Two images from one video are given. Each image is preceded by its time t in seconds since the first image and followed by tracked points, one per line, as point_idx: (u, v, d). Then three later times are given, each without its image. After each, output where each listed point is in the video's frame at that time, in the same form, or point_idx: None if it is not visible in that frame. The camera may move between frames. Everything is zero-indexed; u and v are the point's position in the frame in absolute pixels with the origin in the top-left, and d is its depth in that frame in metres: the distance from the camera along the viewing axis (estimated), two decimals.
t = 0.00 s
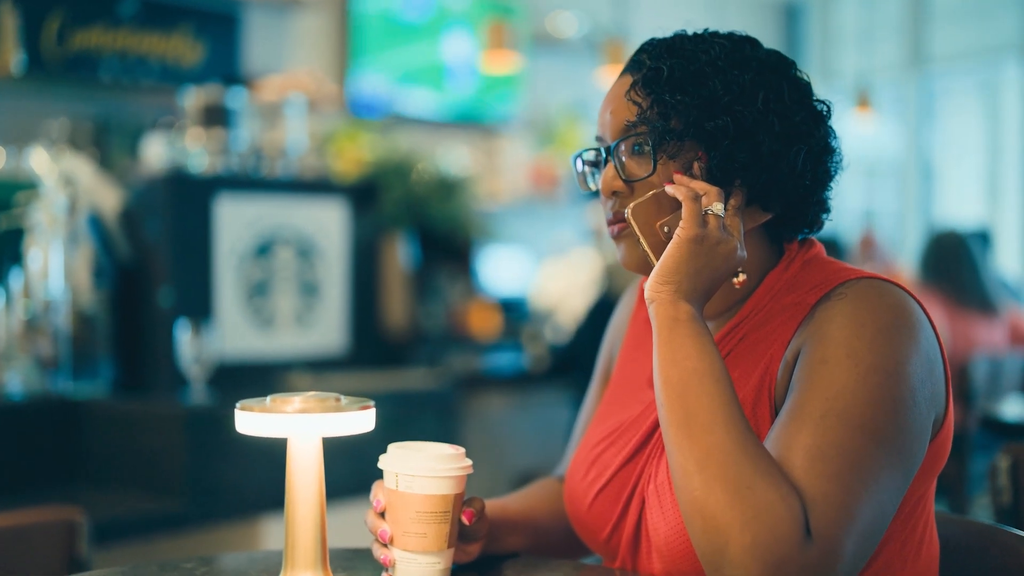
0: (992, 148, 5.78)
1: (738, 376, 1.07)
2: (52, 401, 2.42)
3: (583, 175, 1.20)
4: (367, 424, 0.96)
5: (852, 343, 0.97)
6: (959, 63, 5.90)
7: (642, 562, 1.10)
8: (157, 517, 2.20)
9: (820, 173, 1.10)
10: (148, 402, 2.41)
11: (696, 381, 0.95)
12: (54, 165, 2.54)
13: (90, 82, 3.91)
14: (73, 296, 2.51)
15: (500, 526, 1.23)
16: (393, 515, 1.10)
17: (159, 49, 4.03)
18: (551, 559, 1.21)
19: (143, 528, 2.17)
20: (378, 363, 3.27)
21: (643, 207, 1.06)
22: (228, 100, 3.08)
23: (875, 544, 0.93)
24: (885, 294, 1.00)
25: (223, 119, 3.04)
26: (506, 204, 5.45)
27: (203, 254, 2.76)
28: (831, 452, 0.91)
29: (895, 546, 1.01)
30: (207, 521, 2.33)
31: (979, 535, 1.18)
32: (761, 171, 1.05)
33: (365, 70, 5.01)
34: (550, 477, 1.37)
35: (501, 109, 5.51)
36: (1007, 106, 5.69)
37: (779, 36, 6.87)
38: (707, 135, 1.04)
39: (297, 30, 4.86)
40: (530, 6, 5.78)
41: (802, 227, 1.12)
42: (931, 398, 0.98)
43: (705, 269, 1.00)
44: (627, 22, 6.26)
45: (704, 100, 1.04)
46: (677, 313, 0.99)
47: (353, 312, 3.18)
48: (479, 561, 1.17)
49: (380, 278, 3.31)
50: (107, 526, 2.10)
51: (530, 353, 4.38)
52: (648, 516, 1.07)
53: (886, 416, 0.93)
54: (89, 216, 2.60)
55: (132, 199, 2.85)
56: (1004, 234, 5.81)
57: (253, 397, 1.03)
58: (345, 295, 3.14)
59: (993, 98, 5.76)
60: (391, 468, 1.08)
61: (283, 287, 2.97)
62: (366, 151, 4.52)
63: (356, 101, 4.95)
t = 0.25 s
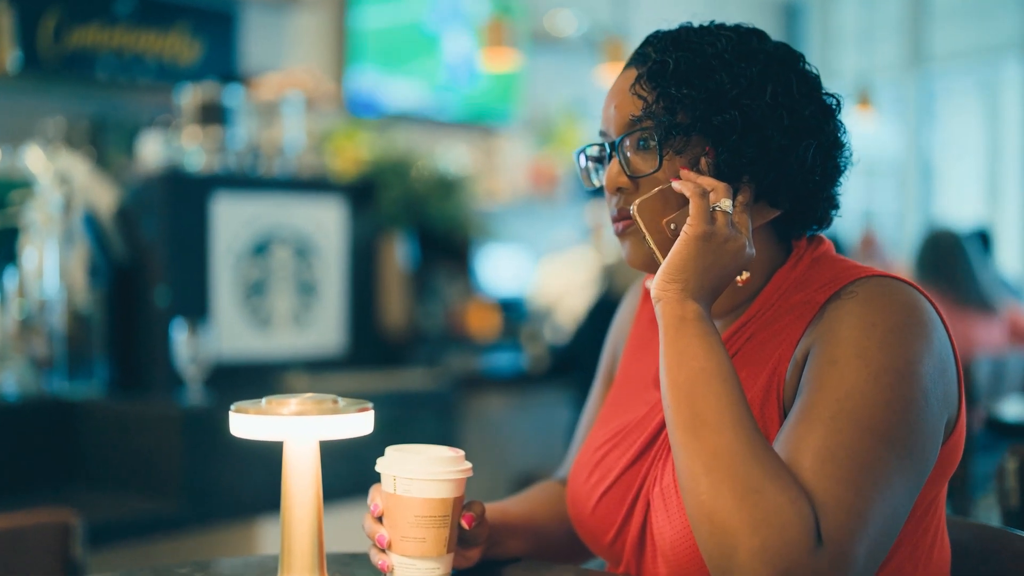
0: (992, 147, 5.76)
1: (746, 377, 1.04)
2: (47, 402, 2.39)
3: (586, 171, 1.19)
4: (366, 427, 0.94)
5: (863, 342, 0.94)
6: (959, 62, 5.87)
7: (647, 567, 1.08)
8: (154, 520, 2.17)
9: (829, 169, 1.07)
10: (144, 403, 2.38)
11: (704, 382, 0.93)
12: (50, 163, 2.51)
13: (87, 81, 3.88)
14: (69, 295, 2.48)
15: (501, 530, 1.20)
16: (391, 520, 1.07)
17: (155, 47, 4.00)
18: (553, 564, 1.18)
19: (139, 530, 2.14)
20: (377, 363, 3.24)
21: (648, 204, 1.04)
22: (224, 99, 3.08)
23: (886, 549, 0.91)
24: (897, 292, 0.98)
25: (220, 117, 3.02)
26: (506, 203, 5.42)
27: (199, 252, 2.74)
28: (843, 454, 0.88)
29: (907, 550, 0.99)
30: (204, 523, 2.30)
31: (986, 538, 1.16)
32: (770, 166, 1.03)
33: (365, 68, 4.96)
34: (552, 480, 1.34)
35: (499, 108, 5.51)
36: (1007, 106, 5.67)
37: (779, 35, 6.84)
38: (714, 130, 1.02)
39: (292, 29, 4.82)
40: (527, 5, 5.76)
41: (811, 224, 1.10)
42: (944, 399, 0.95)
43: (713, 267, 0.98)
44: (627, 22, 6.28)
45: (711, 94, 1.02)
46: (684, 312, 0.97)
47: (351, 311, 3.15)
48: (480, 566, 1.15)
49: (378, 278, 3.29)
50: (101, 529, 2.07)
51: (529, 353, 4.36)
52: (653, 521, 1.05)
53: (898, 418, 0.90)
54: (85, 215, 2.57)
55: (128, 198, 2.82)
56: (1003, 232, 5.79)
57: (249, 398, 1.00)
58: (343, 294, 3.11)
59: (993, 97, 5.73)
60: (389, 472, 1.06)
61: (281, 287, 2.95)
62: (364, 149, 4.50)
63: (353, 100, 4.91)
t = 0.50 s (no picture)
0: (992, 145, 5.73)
1: (756, 376, 1.02)
2: (41, 403, 2.37)
3: (593, 165, 1.16)
4: (364, 428, 0.91)
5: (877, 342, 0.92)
6: (958, 60, 5.85)
7: (653, 570, 1.05)
8: (151, 520, 2.15)
9: (841, 162, 1.06)
10: (140, 402, 2.36)
11: (714, 381, 0.90)
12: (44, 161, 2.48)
13: (84, 79, 3.86)
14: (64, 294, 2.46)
15: (501, 534, 1.18)
16: (389, 523, 1.05)
17: (152, 45, 3.97)
18: (555, 568, 1.16)
19: (134, 532, 2.11)
20: (375, 362, 3.21)
21: (657, 198, 1.01)
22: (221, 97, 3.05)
23: (899, 553, 0.89)
24: (911, 291, 0.95)
25: (217, 115, 2.99)
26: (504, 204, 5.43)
27: (196, 251, 2.71)
28: (856, 456, 0.86)
29: (919, 555, 0.97)
30: (200, 525, 2.27)
31: (994, 538, 1.17)
32: (782, 160, 1.01)
33: (362, 67, 4.98)
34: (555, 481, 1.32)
35: (496, 107, 5.51)
36: (1007, 105, 5.65)
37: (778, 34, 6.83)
38: (725, 123, 1.00)
39: (292, 26, 4.79)
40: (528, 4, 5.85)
41: (822, 219, 1.08)
42: (959, 401, 0.93)
43: (724, 263, 0.95)
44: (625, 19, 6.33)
45: (721, 86, 1.00)
46: (694, 309, 0.95)
47: (350, 310, 3.13)
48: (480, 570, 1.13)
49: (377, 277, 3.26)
50: (95, 531, 2.05)
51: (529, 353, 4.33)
52: (659, 522, 1.02)
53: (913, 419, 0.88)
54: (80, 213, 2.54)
55: (124, 196, 2.79)
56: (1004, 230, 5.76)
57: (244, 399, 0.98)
58: (341, 293, 3.09)
59: (993, 96, 5.71)
60: (386, 474, 1.03)
61: (278, 286, 2.92)
62: (362, 147, 4.49)
63: (351, 99, 4.90)
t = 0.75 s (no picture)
0: (991, 144, 5.70)
1: (765, 375, 1.00)
2: (36, 403, 2.34)
3: (597, 160, 1.15)
4: (362, 430, 0.88)
5: (889, 342, 0.89)
6: (958, 59, 5.82)
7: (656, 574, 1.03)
8: (149, 520, 2.12)
9: (853, 160, 1.03)
10: (137, 402, 2.34)
11: (723, 381, 0.88)
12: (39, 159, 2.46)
13: (80, 77, 3.83)
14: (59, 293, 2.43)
15: (501, 538, 1.16)
16: (388, 527, 1.03)
17: (149, 43, 3.95)
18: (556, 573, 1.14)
19: (131, 535, 2.08)
20: (374, 361, 3.19)
21: (667, 194, 0.99)
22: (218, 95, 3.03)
23: (909, 559, 0.86)
24: (923, 292, 0.93)
25: (214, 113, 2.97)
26: (503, 203, 5.44)
27: (194, 250, 2.68)
28: (867, 459, 0.84)
29: (928, 560, 0.94)
30: (197, 528, 2.25)
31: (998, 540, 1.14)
32: (793, 156, 0.98)
33: (359, 65, 4.98)
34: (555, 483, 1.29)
35: (494, 105, 5.53)
36: (1005, 104, 5.61)
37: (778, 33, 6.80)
38: (736, 118, 0.98)
39: (289, 24, 4.79)
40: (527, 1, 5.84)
41: (831, 217, 1.06)
42: (972, 404, 0.91)
43: (736, 259, 0.93)
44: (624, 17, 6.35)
45: (733, 79, 0.97)
46: (705, 307, 0.92)
47: (348, 309, 3.11)
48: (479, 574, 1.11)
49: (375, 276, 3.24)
50: (91, 532, 2.02)
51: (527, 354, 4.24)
52: (663, 523, 1.00)
53: (925, 421, 0.86)
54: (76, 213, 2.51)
55: (121, 194, 2.77)
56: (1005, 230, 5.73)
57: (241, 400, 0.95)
58: (338, 293, 3.06)
59: (991, 94, 5.67)
60: (385, 477, 1.01)
61: (276, 285, 2.90)
62: (360, 146, 4.47)
63: (349, 98, 4.90)
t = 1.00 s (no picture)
0: (991, 144, 5.70)
1: (763, 378, 0.98)
2: (31, 405, 2.33)
3: (594, 160, 1.13)
4: (356, 433, 0.87)
5: (889, 344, 0.88)
6: (957, 59, 5.82)
7: None
8: (142, 524, 2.12)
9: (851, 158, 1.02)
10: (133, 403, 2.33)
11: (721, 384, 0.87)
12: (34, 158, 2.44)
13: (76, 77, 3.82)
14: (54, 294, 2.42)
15: (499, 543, 1.15)
16: (382, 532, 1.02)
17: (146, 43, 3.93)
18: None
19: (125, 537, 2.07)
20: (371, 362, 3.18)
21: (661, 194, 0.98)
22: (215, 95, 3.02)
23: (912, 564, 0.85)
24: (923, 292, 0.92)
25: (211, 113, 2.96)
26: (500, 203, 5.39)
27: (189, 250, 2.67)
28: (868, 463, 0.83)
29: (931, 565, 0.93)
30: (192, 529, 2.24)
31: (1000, 544, 1.13)
32: (790, 154, 0.97)
33: (359, 67, 4.97)
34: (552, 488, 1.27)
35: (492, 104, 5.59)
36: (1005, 103, 5.62)
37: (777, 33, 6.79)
38: (732, 116, 0.96)
39: (287, 22, 4.73)
40: None
41: (828, 216, 1.05)
42: (973, 405, 0.89)
43: (733, 261, 0.92)
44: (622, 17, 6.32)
45: (729, 77, 0.96)
46: (702, 310, 0.91)
47: (345, 310, 3.10)
48: None
49: (372, 276, 3.23)
50: (85, 533, 2.00)
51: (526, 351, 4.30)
52: (661, 529, 0.99)
53: (927, 424, 0.84)
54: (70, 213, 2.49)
55: (117, 195, 2.75)
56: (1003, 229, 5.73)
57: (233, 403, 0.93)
58: (335, 294, 3.05)
59: (991, 93, 5.68)
60: (380, 481, 1.00)
61: (272, 285, 2.88)
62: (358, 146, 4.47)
63: (346, 98, 4.91)
